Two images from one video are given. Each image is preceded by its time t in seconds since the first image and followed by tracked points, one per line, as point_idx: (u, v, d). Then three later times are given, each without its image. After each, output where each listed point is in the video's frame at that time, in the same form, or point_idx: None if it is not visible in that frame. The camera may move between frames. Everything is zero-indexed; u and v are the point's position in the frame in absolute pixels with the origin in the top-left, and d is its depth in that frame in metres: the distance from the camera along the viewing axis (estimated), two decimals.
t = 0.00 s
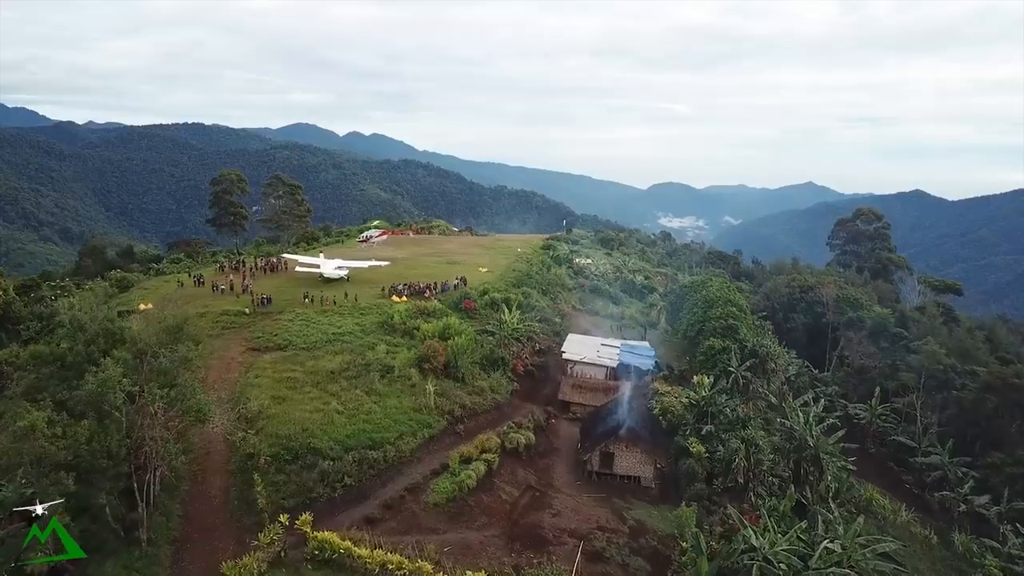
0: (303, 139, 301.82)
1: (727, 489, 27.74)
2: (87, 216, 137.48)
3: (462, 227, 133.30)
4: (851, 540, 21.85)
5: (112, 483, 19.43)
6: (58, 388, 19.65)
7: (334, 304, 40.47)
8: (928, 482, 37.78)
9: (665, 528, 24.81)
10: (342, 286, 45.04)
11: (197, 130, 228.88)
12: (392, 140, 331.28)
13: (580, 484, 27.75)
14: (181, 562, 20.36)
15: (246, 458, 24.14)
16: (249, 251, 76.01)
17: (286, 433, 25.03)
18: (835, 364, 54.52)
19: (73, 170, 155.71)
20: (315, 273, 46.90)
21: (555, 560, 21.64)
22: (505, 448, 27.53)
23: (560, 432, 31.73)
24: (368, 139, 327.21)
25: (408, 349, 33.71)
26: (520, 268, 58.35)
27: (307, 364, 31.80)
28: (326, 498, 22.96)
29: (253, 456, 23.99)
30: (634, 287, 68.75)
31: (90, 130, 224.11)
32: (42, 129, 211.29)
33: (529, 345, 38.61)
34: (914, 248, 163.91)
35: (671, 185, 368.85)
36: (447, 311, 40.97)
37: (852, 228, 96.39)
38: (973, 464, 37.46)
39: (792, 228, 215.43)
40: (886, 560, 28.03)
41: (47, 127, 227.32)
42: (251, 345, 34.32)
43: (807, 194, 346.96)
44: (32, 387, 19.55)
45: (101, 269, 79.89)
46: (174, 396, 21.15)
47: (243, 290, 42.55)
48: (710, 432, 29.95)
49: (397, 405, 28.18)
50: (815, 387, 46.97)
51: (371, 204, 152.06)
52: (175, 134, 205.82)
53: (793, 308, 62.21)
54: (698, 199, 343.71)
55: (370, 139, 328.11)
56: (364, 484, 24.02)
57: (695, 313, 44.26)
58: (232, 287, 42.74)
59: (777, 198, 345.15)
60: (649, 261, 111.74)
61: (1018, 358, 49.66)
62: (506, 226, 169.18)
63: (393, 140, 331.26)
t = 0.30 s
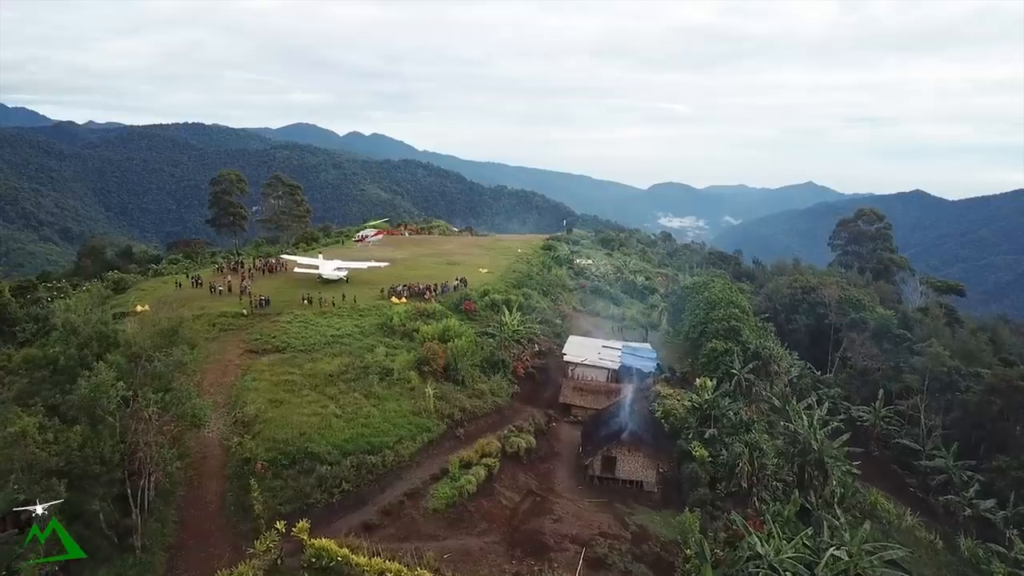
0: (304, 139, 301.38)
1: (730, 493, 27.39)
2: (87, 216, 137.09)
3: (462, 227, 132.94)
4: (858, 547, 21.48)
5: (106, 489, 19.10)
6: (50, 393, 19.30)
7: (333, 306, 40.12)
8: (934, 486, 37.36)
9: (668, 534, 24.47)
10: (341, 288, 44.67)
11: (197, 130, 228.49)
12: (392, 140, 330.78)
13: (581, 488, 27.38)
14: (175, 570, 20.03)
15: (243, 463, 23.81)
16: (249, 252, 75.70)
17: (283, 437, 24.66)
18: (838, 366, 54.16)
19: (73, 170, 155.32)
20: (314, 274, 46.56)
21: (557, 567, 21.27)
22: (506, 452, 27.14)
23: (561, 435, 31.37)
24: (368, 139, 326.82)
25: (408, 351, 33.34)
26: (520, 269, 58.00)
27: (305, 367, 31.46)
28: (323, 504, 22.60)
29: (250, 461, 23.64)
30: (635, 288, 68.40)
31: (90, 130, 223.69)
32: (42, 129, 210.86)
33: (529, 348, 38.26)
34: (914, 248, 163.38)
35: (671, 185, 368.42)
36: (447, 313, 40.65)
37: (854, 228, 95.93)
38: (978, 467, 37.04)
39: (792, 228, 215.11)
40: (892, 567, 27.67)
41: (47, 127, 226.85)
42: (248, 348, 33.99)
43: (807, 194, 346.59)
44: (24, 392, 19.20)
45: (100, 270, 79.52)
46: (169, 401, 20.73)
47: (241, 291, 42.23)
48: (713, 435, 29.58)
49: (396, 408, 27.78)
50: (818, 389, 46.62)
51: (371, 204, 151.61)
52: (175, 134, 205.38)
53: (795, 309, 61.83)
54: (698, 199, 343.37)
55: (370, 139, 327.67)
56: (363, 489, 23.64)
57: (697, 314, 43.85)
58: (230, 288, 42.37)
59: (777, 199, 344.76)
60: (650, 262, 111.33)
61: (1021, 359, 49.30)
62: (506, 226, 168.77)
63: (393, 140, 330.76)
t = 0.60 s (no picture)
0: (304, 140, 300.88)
1: (734, 499, 27.02)
2: (87, 217, 136.60)
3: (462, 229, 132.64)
4: (866, 556, 21.08)
5: (97, 499, 18.78)
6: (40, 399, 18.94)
7: (332, 308, 39.72)
8: (939, 491, 36.93)
9: (672, 542, 24.03)
10: (340, 290, 44.23)
11: (197, 131, 228.01)
12: (392, 141, 330.27)
13: (582, 494, 26.95)
14: None
15: (239, 469, 23.36)
16: (247, 253, 75.27)
17: (281, 443, 24.20)
18: (841, 369, 53.69)
19: (73, 170, 154.96)
20: (313, 276, 46.08)
21: None
22: (506, 458, 26.70)
23: (561, 441, 30.94)
24: (368, 140, 326.36)
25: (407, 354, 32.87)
26: (521, 271, 57.54)
27: (303, 371, 31.03)
28: (320, 512, 22.15)
29: (246, 467, 23.20)
30: (635, 290, 67.95)
31: (90, 131, 223.43)
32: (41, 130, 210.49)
33: (530, 350, 37.84)
34: (915, 249, 162.95)
35: (671, 185, 368.01)
36: (447, 315, 40.27)
37: (856, 229, 95.34)
38: (984, 472, 36.61)
39: (792, 229, 214.78)
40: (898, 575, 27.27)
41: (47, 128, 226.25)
42: (245, 352, 33.56)
43: (807, 195, 346.23)
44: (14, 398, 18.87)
45: (99, 271, 79.01)
46: (162, 407, 20.16)
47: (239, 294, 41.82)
48: (717, 441, 29.14)
49: (395, 413, 27.29)
50: (821, 393, 46.20)
51: (371, 205, 151.09)
52: (175, 135, 204.86)
53: (797, 311, 61.34)
54: (699, 200, 342.98)
55: (370, 139, 327.29)
56: (361, 496, 23.18)
57: (700, 316, 43.34)
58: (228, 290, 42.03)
59: (777, 199, 344.35)
60: (651, 264, 110.81)
61: None
62: (506, 226, 168.35)
63: (393, 141, 330.28)
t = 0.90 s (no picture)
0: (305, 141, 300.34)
1: (740, 508, 26.48)
2: (87, 218, 136.10)
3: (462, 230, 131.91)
4: (878, 568, 20.57)
5: (86, 509, 18.37)
6: (28, 408, 18.66)
7: (330, 312, 39.17)
8: (946, 497, 36.36)
9: (677, 552, 23.50)
10: (338, 293, 43.71)
11: (198, 132, 227.50)
12: (392, 142, 329.75)
13: (585, 503, 26.40)
14: None
15: (234, 478, 22.80)
16: (246, 255, 74.67)
17: (276, 451, 23.62)
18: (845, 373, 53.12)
19: (72, 172, 154.47)
20: (311, 278, 45.48)
21: None
22: (507, 466, 26.12)
23: (563, 447, 30.40)
24: (368, 141, 325.77)
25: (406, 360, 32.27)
26: (521, 273, 57.00)
27: (300, 377, 30.47)
28: (316, 522, 21.62)
29: (241, 476, 22.63)
30: (637, 293, 67.31)
31: (91, 131, 223.08)
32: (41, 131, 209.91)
33: (531, 354, 37.31)
34: (915, 250, 162.43)
35: (671, 186, 367.30)
36: (447, 319, 39.74)
37: (858, 231, 94.71)
38: (992, 479, 36.09)
39: (793, 230, 214.05)
40: None
41: (48, 129, 225.67)
42: (241, 358, 33.03)
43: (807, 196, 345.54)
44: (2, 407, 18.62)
45: (98, 273, 78.50)
46: (153, 414, 19.49)
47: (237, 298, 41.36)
48: (722, 447, 28.60)
49: (393, 420, 26.70)
50: (826, 397, 45.64)
51: (371, 205, 150.54)
52: (175, 136, 204.38)
53: (800, 314, 60.69)
54: (699, 201, 342.33)
55: (369, 140, 326.70)
56: (358, 505, 22.64)
57: (703, 320, 42.77)
58: (224, 293, 41.58)
59: (777, 200, 343.74)
60: (652, 265, 110.27)
61: None
62: (506, 227, 167.69)
63: (393, 142, 329.78)
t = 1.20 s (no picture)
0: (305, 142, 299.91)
1: (747, 519, 25.74)
2: (87, 219, 135.49)
3: (462, 232, 131.34)
4: None
5: (72, 524, 17.63)
6: (11, 419, 18.04)
7: (328, 316, 38.49)
8: (956, 505, 35.64)
9: (683, 566, 22.80)
10: (336, 297, 43.04)
11: (198, 133, 226.95)
12: (392, 143, 329.23)
13: (588, 514, 25.73)
14: None
15: (226, 489, 22.11)
16: (244, 257, 73.97)
17: (270, 461, 22.92)
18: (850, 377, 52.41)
19: (72, 173, 153.86)
20: (308, 281, 44.75)
21: None
22: (508, 476, 25.45)
23: (565, 455, 29.73)
24: (368, 142, 325.20)
25: (404, 366, 31.59)
26: (522, 275, 56.35)
27: (295, 384, 29.82)
28: (311, 536, 20.95)
29: (233, 487, 21.95)
30: (639, 296, 66.63)
31: (92, 133, 222.75)
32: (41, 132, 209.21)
33: (531, 359, 36.60)
34: (916, 251, 161.82)
35: (671, 188, 366.69)
36: (446, 323, 39.07)
37: (861, 232, 94.03)
38: (1002, 486, 35.49)
39: (792, 231, 213.55)
40: None
41: (49, 130, 225.14)
42: (236, 365, 32.43)
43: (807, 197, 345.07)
44: None
45: (96, 276, 77.86)
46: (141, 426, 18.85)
47: (233, 301, 40.75)
48: (728, 456, 27.85)
49: (391, 429, 26.01)
50: (830, 402, 44.96)
51: (371, 207, 149.91)
52: (175, 137, 203.84)
53: (803, 317, 60.01)
54: (699, 202, 341.78)
55: (369, 141, 326.14)
56: (354, 518, 21.96)
57: (707, 324, 42.07)
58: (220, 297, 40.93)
59: (777, 202, 343.23)
60: (653, 267, 109.63)
61: None
62: (506, 229, 166.99)
63: (393, 143, 329.24)
